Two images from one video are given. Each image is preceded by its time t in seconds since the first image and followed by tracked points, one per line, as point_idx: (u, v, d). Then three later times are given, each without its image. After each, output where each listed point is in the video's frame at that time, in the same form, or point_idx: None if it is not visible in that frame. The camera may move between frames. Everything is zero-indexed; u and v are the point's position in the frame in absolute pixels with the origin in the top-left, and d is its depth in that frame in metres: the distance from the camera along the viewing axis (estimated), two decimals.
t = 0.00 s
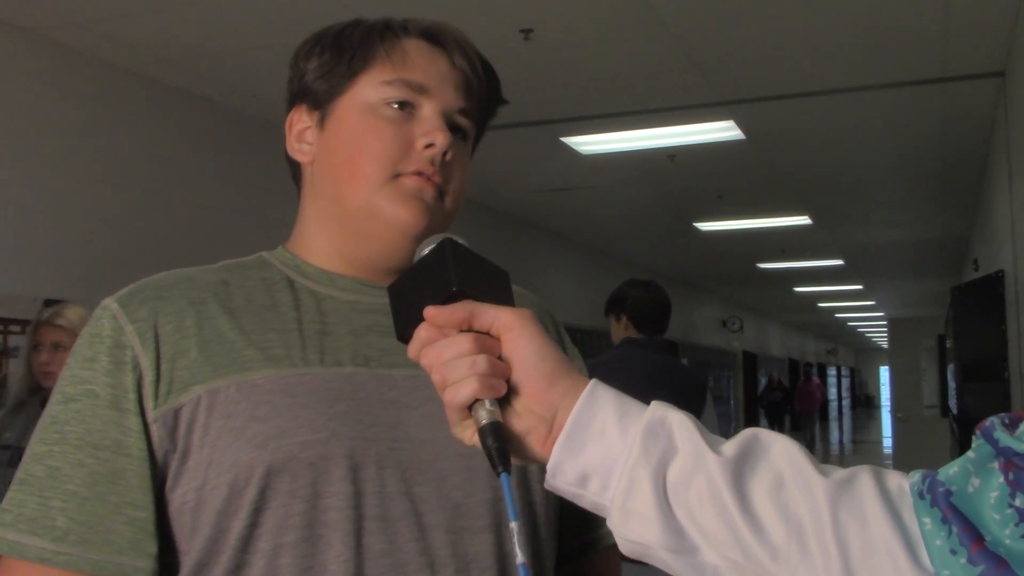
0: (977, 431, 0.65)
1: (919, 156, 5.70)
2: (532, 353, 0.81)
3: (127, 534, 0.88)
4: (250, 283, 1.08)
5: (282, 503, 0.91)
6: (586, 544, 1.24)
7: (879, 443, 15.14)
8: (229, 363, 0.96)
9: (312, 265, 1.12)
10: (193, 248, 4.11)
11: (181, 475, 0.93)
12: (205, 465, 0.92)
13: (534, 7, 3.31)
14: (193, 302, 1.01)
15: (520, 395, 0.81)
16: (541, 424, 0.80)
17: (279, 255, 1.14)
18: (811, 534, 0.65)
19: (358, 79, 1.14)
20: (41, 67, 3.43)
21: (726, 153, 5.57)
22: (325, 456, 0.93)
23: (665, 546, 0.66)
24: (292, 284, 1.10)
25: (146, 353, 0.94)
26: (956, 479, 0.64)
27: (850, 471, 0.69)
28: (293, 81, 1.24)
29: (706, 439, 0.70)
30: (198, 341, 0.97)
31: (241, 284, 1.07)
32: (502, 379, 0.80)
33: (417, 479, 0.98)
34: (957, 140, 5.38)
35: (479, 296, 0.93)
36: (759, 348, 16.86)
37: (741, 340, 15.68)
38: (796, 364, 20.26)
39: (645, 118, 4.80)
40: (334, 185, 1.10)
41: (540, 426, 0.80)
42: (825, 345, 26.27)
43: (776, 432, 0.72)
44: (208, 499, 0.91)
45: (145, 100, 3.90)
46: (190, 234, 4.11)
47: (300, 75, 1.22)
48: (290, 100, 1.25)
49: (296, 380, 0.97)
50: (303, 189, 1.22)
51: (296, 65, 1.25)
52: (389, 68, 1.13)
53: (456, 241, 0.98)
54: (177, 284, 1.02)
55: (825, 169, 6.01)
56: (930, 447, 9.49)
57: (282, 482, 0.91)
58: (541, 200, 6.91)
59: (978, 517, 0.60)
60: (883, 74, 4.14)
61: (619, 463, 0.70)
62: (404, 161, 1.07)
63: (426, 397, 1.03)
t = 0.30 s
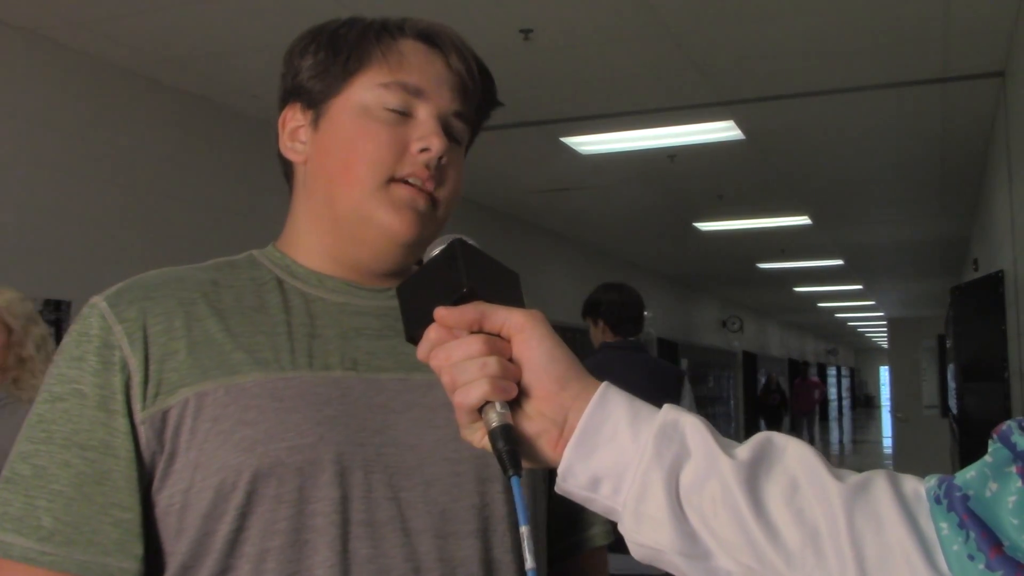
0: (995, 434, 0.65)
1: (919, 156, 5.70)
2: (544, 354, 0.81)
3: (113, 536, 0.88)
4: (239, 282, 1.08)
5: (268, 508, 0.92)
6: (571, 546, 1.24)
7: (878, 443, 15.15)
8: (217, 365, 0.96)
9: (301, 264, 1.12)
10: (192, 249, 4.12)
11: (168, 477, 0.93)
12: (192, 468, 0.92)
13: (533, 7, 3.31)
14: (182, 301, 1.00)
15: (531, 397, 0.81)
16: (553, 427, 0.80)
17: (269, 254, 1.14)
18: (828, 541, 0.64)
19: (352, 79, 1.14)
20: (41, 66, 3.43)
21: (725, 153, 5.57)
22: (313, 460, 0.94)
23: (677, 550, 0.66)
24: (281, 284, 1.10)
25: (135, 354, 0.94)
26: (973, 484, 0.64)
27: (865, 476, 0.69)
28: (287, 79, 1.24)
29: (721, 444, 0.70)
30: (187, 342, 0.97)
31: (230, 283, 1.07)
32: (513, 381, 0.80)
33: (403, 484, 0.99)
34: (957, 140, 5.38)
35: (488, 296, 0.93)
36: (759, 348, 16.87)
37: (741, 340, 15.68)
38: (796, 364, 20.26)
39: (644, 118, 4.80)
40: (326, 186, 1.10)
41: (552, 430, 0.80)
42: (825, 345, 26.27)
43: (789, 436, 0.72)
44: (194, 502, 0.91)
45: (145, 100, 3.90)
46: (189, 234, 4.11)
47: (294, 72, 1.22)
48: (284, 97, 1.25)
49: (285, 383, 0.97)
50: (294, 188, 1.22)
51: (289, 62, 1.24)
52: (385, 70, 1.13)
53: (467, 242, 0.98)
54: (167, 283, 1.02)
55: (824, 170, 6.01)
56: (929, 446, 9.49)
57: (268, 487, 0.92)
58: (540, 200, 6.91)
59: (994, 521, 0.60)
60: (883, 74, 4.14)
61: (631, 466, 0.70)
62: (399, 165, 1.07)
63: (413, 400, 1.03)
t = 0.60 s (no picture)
0: (998, 442, 0.65)
1: (920, 156, 5.70)
2: (547, 364, 0.81)
3: (108, 539, 0.89)
4: (235, 285, 1.09)
5: (266, 511, 0.93)
6: (567, 545, 1.25)
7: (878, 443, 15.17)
8: (212, 369, 0.98)
9: (295, 265, 1.13)
10: (193, 250, 4.13)
11: (164, 480, 0.95)
12: (188, 471, 0.94)
13: (534, 7, 3.31)
14: (178, 306, 1.02)
15: (533, 408, 0.81)
16: (555, 436, 0.79)
17: (264, 255, 1.14)
18: (829, 549, 0.64)
19: (350, 79, 1.14)
20: (41, 66, 3.43)
21: (725, 153, 5.58)
22: (309, 463, 0.95)
23: (681, 561, 0.66)
24: (275, 284, 1.11)
25: (130, 358, 0.95)
26: (976, 492, 0.63)
27: (867, 486, 0.69)
28: (281, 76, 1.23)
29: (723, 453, 0.71)
30: (182, 347, 0.98)
31: (225, 286, 1.08)
32: (514, 392, 0.79)
33: (400, 486, 1.00)
34: (957, 140, 5.38)
35: (492, 307, 0.93)
36: (760, 348, 16.88)
37: (741, 340, 15.68)
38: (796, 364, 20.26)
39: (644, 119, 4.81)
40: (322, 184, 1.10)
41: (553, 440, 0.80)
42: (825, 345, 26.27)
43: (791, 447, 0.73)
44: (190, 506, 0.93)
45: (145, 101, 3.91)
46: (189, 234, 4.12)
47: (289, 70, 1.22)
48: (278, 95, 1.24)
49: (280, 387, 0.98)
50: (288, 185, 1.21)
51: (284, 60, 1.24)
52: (383, 70, 1.13)
53: (469, 251, 0.99)
54: (162, 288, 1.03)
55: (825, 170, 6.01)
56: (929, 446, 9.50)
57: (265, 490, 0.93)
58: (541, 200, 6.91)
59: (997, 529, 0.60)
60: (883, 75, 4.14)
61: (632, 477, 0.70)
62: (396, 164, 1.08)
63: (409, 403, 1.05)
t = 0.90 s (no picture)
0: (985, 443, 0.66)
1: (919, 156, 5.70)
2: (544, 365, 0.81)
3: (124, 538, 0.89)
4: (244, 286, 1.10)
5: (278, 506, 0.93)
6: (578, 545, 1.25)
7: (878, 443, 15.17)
8: (223, 368, 0.98)
9: (305, 266, 1.13)
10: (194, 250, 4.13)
11: (177, 480, 0.95)
12: (201, 471, 0.94)
13: (532, 6, 3.31)
14: (187, 306, 1.03)
15: (530, 408, 0.81)
16: (551, 437, 0.80)
17: (274, 258, 1.15)
18: (822, 548, 0.65)
19: (355, 79, 1.14)
20: (41, 66, 3.44)
21: (725, 154, 5.58)
22: (321, 459, 0.96)
23: (673, 558, 0.67)
24: (285, 286, 1.11)
25: (142, 359, 0.96)
26: (965, 489, 0.64)
27: (858, 484, 0.69)
28: (287, 81, 1.24)
29: (716, 451, 0.71)
30: (192, 346, 0.99)
31: (235, 288, 1.09)
32: (513, 393, 0.80)
33: (412, 481, 1.00)
34: (957, 140, 5.39)
35: (488, 309, 0.93)
36: (760, 348, 16.89)
37: (741, 340, 15.68)
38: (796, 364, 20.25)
39: (644, 118, 4.81)
40: (329, 185, 1.11)
41: (550, 439, 0.80)
42: (825, 345, 26.26)
43: (785, 444, 0.73)
44: (204, 503, 0.93)
45: (145, 100, 3.91)
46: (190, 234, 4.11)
47: (295, 74, 1.22)
48: (284, 99, 1.25)
49: (290, 384, 0.99)
50: (296, 188, 1.22)
51: (289, 65, 1.25)
52: (387, 69, 1.14)
53: (466, 254, 0.98)
54: (172, 291, 1.04)
55: (824, 170, 6.02)
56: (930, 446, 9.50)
57: (278, 486, 0.94)
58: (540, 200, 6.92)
59: (986, 527, 0.60)
60: (882, 74, 4.14)
61: (627, 477, 0.70)
62: (403, 162, 1.08)
63: (422, 399, 1.05)
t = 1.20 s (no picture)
0: (988, 436, 0.65)
1: (919, 156, 5.70)
2: (551, 359, 0.82)
3: (147, 536, 0.90)
4: (267, 286, 1.10)
5: (304, 505, 0.94)
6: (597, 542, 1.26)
7: (878, 443, 15.18)
8: (249, 367, 0.99)
9: (326, 265, 1.14)
10: (195, 249, 4.14)
11: (202, 479, 0.95)
12: (227, 470, 0.94)
13: (533, 7, 3.31)
14: (213, 306, 1.03)
15: (538, 401, 0.81)
16: (558, 430, 0.80)
17: (296, 257, 1.15)
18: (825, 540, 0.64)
19: (382, 83, 1.15)
20: (41, 66, 3.43)
21: (726, 153, 5.58)
22: (346, 458, 0.96)
23: (679, 549, 0.67)
24: (309, 286, 1.11)
25: (168, 357, 0.96)
26: (967, 483, 0.63)
27: (861, 477, 0.69)
28: (313, 82, 1.25)
29: (721, 445, 0.71)
30: (218, 346, 0.99)
31: (258, 287, 1.09)
32: (520, 386, 0.80)
33: (437, 480, 1.00)
34: (957, 140, 5.39)
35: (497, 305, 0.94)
36: (759, 348, 16.89)
37: (740, 340, 15.68)
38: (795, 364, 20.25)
39: (644, 118, 4.81)
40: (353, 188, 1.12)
41: (557, 432, 0.80)
42: (824, 345, 26.26)
43: (788, 437, 0.73)
44: (232, 501, 0.93)
45: (145, 100, 3.91)
46: (191, 234, 4.12)
47: (322, 76, 1.23)
48: (309, 100, 1.26)
49: (316, 384, 0.99)
50: (318, 189, 1.22)
51: (315, 66, 1.26)
52: (414, 74, 1.14)
53: (476, 249, 0.98)
54: (196, 289, 1.04)
55: (824, 170, 6.02)
56: (930, 445, 9.50)
57: (305, 485, 0.94)
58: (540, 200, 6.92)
59: (988, 521, 0.60)
60: (883, 74, 4.14)
61: (634, 469, 0.70)
62: (427, 166, 1.09)
63: (449, 399, 1.05)
